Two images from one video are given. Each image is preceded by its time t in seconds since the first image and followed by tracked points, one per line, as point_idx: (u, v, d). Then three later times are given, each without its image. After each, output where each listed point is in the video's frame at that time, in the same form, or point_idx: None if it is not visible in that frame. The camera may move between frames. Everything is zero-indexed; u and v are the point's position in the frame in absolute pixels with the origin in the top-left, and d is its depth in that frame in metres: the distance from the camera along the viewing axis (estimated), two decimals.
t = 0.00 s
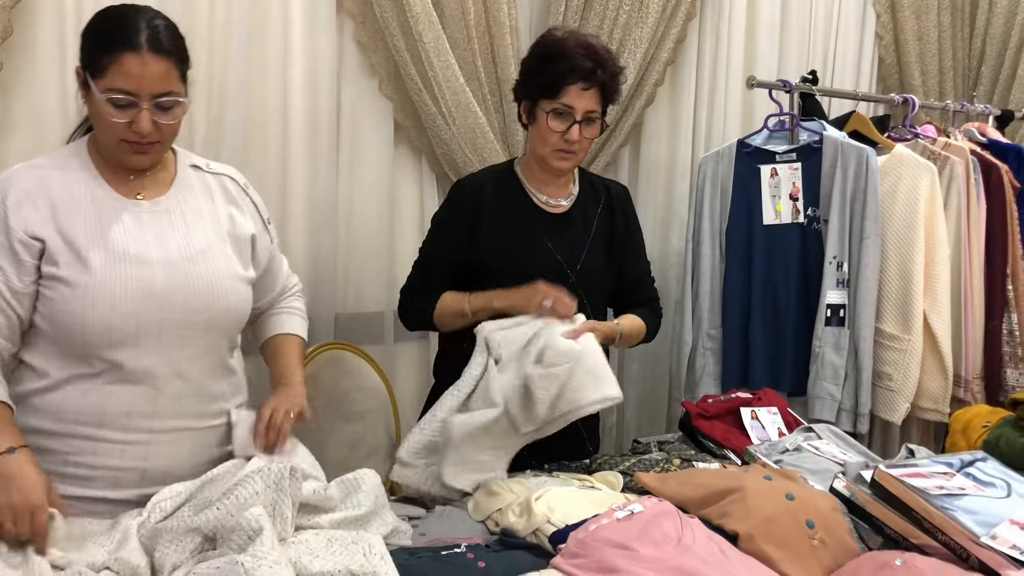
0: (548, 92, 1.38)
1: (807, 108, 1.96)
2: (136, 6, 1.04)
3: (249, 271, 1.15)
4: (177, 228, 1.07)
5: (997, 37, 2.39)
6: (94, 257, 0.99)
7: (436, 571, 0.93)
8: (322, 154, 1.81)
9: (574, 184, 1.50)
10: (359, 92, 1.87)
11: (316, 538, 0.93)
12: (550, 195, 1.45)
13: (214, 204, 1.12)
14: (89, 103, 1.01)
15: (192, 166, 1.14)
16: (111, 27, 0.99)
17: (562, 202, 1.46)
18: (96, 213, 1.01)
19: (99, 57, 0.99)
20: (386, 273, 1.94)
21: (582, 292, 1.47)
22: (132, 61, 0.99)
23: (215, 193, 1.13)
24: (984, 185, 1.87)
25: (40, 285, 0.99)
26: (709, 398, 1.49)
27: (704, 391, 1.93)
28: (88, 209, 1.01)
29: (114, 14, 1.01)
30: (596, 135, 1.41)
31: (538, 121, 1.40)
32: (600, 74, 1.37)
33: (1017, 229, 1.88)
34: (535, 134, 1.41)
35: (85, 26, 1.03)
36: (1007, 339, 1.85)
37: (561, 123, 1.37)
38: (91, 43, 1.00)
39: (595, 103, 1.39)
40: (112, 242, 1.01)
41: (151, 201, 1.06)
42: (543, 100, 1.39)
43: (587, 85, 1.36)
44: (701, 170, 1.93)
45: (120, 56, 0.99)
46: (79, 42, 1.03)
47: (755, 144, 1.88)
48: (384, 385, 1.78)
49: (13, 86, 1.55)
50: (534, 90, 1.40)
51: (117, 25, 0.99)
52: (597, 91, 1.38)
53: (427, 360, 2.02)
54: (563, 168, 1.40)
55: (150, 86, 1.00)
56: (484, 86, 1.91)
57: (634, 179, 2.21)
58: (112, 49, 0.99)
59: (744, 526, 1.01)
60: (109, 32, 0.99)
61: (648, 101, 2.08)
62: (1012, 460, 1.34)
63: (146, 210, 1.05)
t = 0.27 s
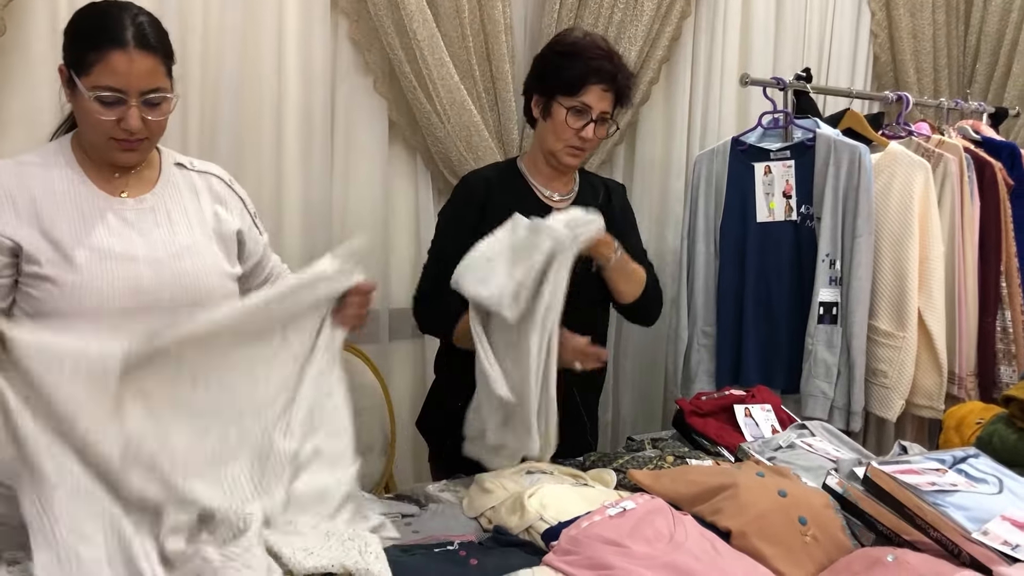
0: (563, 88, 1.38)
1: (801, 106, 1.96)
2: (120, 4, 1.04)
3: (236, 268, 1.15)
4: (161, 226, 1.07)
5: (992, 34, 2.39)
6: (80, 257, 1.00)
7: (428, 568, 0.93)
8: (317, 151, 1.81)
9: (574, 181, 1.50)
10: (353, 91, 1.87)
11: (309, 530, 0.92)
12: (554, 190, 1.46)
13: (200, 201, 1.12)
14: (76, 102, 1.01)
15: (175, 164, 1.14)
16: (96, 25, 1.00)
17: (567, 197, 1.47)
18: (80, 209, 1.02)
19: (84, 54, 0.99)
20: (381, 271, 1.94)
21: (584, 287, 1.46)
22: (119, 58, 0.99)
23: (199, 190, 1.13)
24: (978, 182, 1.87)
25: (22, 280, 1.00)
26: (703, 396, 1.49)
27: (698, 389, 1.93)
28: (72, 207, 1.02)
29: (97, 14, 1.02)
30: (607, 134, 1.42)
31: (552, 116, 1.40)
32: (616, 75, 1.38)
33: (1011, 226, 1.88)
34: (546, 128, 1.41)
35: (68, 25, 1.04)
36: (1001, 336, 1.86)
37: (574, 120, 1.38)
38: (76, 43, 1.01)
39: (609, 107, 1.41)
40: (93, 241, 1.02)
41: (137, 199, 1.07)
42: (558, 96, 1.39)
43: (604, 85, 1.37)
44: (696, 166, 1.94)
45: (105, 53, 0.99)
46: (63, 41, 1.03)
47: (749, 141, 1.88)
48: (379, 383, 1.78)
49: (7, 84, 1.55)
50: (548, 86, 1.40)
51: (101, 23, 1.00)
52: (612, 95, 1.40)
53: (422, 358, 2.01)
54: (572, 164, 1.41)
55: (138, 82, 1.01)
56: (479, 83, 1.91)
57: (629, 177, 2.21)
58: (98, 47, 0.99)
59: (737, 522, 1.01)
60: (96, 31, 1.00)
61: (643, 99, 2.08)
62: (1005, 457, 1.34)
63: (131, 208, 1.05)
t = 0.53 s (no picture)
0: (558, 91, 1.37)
1: (800, 107, 1.96)
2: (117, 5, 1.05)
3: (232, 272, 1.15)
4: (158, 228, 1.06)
5: (991, 35, 2.39)
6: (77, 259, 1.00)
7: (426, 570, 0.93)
8: (315, 153, 1.81)
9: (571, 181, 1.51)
10: (352, 92, 1.87)
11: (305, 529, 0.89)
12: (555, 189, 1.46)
13: (196, 204, 1.13)
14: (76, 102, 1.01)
15: (173, 166, 1.15)
16: (94, 25, 1.01)
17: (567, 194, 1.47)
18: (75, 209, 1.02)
19: (82, 55, 1.00)
20: (380, 273, 1.94)
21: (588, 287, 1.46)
22: (116, 57, 1.00)
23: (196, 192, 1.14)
24: (977, 183, 1.87)
25: (17, 280, 0.99)
26: (702, 398, 1.49)
27: (697, 390, 1.93)
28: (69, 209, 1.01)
29: (93, 15, 1.02)
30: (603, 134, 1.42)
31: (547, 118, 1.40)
32: (611, 77, 1.37)
33: (1010, 227, 1.88)
34: (542, 130, 1.41)
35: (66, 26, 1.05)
36: (1001, 337, 1.86)
37: (569, 125, 1.38)
38: (74, 42, 1.01)
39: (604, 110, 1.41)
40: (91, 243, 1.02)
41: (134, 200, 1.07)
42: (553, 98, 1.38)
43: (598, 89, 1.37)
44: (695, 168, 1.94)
45: (103, 51, 0.99)
46: (61, 42, 1.04)
47: (748, 143, 1.88)
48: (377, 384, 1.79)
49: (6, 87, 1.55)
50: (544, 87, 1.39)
51: (98, 23, 1.01)
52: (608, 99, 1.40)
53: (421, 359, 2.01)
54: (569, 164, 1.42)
55: (137, 80, 1.01)
56: (478, 85, 1.91)
57: (628, 178, 2.21)
58: (96, 46, 0.99)
59: (735, 524, 1.01)
60: (93, 30, 1.00)
61: (642, 100, 2.08)
62: (1004, 458, 1.34)
63: (127, 208, 1.05)
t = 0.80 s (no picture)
0: (563, 103, 1.37)
1: (807, 109, 1.96)
2: (137, 10, 1.05)
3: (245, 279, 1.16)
4: (173, 236, 1.07)
5: (999, 37, 2.38)
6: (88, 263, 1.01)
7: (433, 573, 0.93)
8: (322, 157, 1.81)
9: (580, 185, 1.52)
10: (358, 96, 1.87)
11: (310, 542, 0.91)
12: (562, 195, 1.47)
13: (211, 210, 1.13)
14: (97, 108, 1.01)
15: (190, 174, 1.14)
16: (116, 30, 1.00)
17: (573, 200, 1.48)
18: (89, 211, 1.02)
19: (103, 61, 1.00)
20: (386, 276, 1.94)
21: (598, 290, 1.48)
22: (137, 62, 1.00)
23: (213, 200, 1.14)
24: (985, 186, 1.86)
25: (32, 283, 1.00)
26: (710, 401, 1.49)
27: (704, 393, 1.93)
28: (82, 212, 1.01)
29: (112, 21, 1.01)
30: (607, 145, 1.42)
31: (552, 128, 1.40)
32: (617, 91, 1.37)
33: (1019, 229, 1.87)
34: (547, 140, 1.41)
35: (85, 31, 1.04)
36: (1009, 340, 1.85)
37: (573, 139, 1.38)
38: (94, 47, 1.01)
39: (609, 120, 1.39)
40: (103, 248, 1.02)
41: (151, 207, 1.07)
42: (557, 109, 1.38)
43: (603, 103, 1.36)
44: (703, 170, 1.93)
45: (126, 58, 0.99)
46: (81, 46, 1.03)
47: (756, 145, 1.88)
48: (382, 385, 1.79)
49: (13, 91, 1.55)
50: (549, 99, 1.39)
51: (121, 29, 1.00)
52: (612, 110, 1.39)
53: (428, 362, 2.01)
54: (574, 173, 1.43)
55: (159, 86, 1.02)
56: (484, 88, 1.91)
57: (634, 181, 2.21)
58: (118, 51, 0.99)
59: (743, 527, 1.00)
60: (114, 35, 1.00)
61: (648, 103, 2.08)
62: (1014, 461, 1.34)
63: (142, 215, 1.06)
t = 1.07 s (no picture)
0: (558, 111, 1.38)
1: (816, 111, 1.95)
2: (151, 12, 1.06)
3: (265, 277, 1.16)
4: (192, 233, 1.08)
5: (1009, 38, 2.37)
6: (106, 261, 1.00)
7: None
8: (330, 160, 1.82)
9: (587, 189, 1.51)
10: (367, 99, 1.87)
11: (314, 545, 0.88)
12: (565, 202, 1.46)
13: (228, 210, 1.13)
14: (112, 108, 1.02)
15: (206, 173, 1.15)
16: (127, 28, 1.01)
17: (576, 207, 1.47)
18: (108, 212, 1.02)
19: (118, 59, 1.01)
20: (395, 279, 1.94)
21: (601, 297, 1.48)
22: (150, 59, 1.01)
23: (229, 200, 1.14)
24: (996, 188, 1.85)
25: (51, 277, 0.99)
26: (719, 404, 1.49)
27: (713, 396, 1.92)
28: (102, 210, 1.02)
29: (128, 23, 1.02)
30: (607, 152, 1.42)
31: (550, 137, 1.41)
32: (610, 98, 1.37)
33: None
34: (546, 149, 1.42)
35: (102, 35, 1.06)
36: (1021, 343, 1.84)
37: (569, 146, 1.38)
38: (109, 48, 1.02)
39: (604, 127, 1.39)
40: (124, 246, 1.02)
41: (167, 207, 1.07)
42: (554, 118, 1.39)
43: (596, 111, 1.36)
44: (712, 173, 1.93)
45: (138, 55, 1.00)
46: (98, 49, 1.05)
47: (765, 148, 1.87)
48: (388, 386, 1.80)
49: (24, 95, 1.56)
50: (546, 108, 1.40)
51: (133, 27, 1.01)
52: (608, 116, 1.38)
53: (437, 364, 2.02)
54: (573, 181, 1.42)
55: (171, 83, 1.02)
56: (492, 90, 1.90)
57: (642, 184, 2.20)
58: (130, 49, 1.00)
59: (752, 530, 1.00)
60: (126, 33, 1.01)
61: (657, 106, 2.08)
62: None
63: (160, 215, 1.06)
